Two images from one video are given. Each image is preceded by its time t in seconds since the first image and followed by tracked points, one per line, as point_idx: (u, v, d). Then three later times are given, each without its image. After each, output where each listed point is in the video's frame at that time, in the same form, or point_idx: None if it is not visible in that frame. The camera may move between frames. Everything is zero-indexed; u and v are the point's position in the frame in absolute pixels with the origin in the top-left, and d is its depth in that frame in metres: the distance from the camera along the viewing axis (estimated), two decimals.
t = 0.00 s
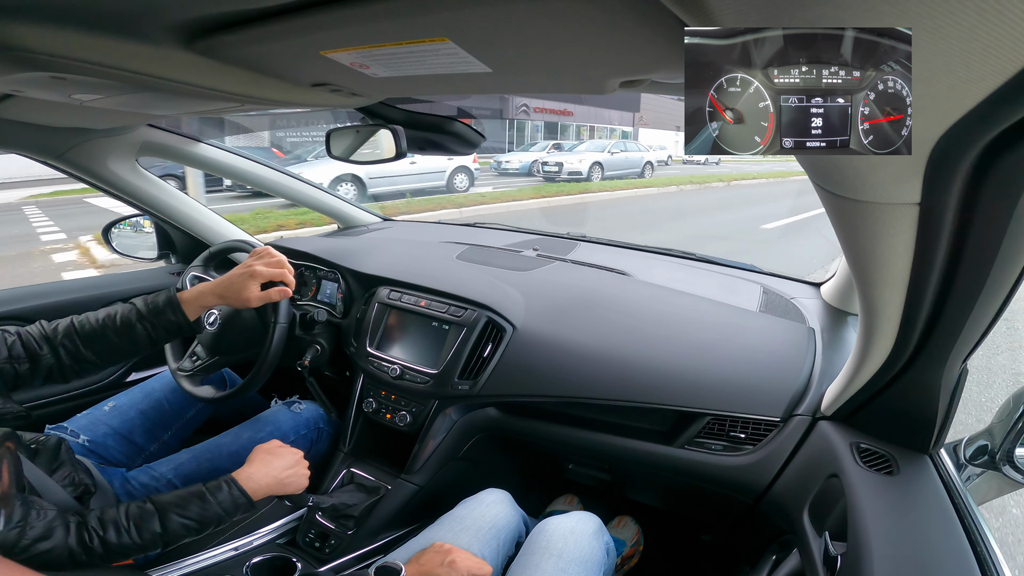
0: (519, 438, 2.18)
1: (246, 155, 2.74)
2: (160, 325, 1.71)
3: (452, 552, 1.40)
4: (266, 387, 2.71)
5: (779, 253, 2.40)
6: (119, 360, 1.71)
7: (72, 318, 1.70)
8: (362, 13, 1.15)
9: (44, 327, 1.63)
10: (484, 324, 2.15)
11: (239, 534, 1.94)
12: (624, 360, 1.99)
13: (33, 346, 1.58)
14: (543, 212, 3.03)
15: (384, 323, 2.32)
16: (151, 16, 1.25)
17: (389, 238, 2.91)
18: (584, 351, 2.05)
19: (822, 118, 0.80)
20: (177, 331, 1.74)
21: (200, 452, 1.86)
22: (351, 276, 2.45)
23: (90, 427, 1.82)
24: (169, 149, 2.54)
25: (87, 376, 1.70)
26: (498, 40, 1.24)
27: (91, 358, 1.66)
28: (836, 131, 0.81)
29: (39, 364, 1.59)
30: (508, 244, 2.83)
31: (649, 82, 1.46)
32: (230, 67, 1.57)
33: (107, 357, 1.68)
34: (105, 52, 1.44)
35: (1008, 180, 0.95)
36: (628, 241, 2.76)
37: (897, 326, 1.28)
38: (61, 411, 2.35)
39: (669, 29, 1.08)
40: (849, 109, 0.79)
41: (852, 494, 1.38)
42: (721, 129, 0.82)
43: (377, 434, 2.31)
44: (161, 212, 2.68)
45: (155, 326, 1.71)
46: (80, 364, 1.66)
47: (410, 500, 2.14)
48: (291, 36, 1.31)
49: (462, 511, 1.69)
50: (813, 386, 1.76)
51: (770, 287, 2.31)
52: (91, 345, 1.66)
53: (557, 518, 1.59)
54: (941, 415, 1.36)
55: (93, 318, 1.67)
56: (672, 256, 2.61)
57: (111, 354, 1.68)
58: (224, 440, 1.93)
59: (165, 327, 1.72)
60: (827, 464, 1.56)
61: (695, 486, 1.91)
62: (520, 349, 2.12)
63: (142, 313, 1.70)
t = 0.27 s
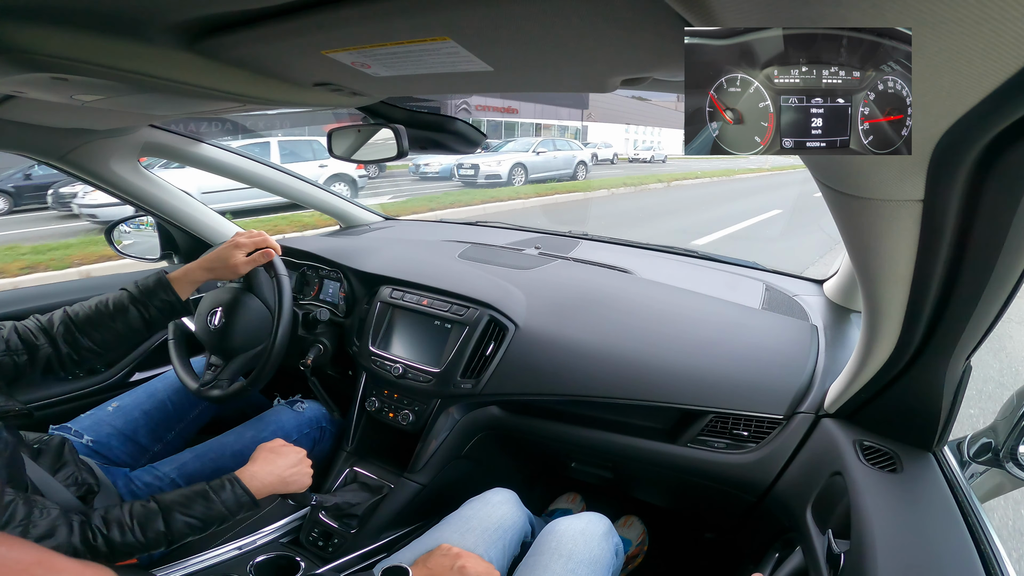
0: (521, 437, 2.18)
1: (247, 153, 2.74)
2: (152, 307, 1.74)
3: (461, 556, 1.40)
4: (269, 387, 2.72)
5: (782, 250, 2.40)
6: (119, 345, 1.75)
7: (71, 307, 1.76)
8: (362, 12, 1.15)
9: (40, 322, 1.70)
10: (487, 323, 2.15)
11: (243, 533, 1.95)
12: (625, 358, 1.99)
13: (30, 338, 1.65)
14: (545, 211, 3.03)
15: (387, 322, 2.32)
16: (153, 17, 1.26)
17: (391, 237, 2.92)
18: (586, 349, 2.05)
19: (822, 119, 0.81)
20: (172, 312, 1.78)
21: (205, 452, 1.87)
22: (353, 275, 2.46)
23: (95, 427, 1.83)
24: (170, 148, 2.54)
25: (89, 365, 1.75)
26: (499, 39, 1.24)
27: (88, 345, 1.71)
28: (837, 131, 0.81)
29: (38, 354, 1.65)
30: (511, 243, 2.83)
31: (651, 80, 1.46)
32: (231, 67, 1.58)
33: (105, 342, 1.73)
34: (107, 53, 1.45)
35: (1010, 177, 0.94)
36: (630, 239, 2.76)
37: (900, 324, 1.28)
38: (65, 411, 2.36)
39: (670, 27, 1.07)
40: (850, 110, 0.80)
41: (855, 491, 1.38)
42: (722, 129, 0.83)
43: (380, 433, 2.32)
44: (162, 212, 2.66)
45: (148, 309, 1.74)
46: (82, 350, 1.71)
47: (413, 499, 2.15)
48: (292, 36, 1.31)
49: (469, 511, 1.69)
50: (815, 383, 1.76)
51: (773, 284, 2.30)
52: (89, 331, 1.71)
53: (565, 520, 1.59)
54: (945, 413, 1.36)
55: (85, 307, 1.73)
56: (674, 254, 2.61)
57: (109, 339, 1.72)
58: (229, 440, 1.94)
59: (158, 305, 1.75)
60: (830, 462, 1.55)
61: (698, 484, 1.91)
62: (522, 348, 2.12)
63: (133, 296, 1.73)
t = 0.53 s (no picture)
0: (520, 440, 2.17)
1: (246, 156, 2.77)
2: (140, 307, 1.83)
3: (462, 556, 1.40)
4: (267, 390, 2.71)
5: (780, 253, 2.40)
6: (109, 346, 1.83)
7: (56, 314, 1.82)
8: (361, 15, 1.15)
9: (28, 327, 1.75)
10: (485, 325, 2.15)
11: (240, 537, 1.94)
12: (624, 360, 1.99)
13: (21, 342, 1.70)
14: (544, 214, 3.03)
15: (385, 324, 2.32)
16: (152, 19, 1.26)
17: (390, 240, 2.91)
18: (584, 351, 2.05)
19: (822, 119, 0.81)
20: (160, 311, 1.86)
21: (203, 456, 1.86)
22: (351, 278, 2.45)
23: (93, 432, 1.82)
24: (169, 152, 2.56)
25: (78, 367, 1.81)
26: (498, 41, 1.24)
27: (78, 347, 1.78)
28: (837, 131, 0.82)
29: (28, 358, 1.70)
30: (509, 245, 2.83)
31: (649, 82, 1.46)
32: (230, 69, 1.58)
33: (94, 344, 1.79)
34: (106, 55, 1.45)
35: (1008, 179, 0.95)
36: (629, 242, 2.76)
37: (898, 325, 1.28)
38: (62, 415, 2.35)
39: (669, 29, 1.08)
40: (849, 110, 0.80)
41: (854, 493, 1.38)
42: (722, 129, 0.84)
43: (378, 436, 2.31)
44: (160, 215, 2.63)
45: (136, 308, 1.82)
46: (74, 351, 1.77)
47: (411, 502, 2.14)
48: (291, 39, 1.31)
49: (476, 517, 1.68)
50: (814, 385, 1.76)
51: (771, 287, 2.31)
52: (79, 333, 1.77)
53: (581, 532, 1.59)
54: (944, 414, 1.36)
55: (74, 311, 1.78)
56: (672, 256, 2.61)
57: (100, 340, 1.80)
58: (226, 445, 1.93)
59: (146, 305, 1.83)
60: (829, 464, 1.55)
61: (697, 487, 1.91)
62: (521, 351, 2.12)
63: (120, 297, 1.81)
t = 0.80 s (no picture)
0: (518, 438, 2.18)
1: (241, 155, 2.74)
2: (125, 314, 1.81)
3: (425, 549, 1.42)
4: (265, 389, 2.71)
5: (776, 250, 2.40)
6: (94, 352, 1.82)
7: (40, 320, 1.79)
8: (357, 13, 1.15)
9: (16, 332, 1.73)
10: (483, 324, 2.14)
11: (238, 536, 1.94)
12: (621, 358, 1.99)
13: (8, 346, 1.69)
14: (541, 212, 3.03)
15: (382, 323, 2.32)
16: (147, 18, 1.25)
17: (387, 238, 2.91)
18: (582, 349, 2.05)
19: (822, 119, 0.83)
20: (144, 317, 1.85)
21: (202, 457, 1.86)
22: (348, 276, 2.45)
23: (90, 432, 1.81)
24: (165, 151, 2.53)
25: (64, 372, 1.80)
26: (495, 40, 1.23)
27: (65, 353, 1.76)
28: (837, 132, 0.83)
29: (15, 363, 1.68)
30: (506, 243, 2.83)
31: (646, 80, 1.46)
32: (225, 68, 1.57)
33: (80, 350, 1.78)
34: (100, 54, 1.44)
35: (1002, 175, 0.95)
36: (626, 240, 2.76)
37: (894, 323, 1.28)
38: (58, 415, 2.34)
39: (667, 26, 1.07)
40: (849, 110, 0.82)
41: (851, 490, 1.38)
42: (722, 129, 0.84)
43: (376, 435, 2.32)
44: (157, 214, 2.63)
45: (120, 315, 1.81)
46: (60, 357, 1.76)
47: (409, 500, 2.14)
48: (287, 37, 1.31)
49: (467, 513, 1.69)
50: (811, 383, 1.76)
51: (768, 284, 2.31)
52: (65, 339, 1.76)
53: (570, 527, 1.59)
54: (939, 410, 1.37)
55: (61, 317, 1.77)
56: (670, 254, 2.61)
57: (85, 347, 1.78)
58: (225, 444, 1.93)
59: (130, 312, 1.82)
60: (827, 461, 1.56)
61: (694, 484, 1.91)
62: (519, 349, 2.12)
63: (105, 304, 1.79)
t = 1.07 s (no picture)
0: (513, 437, 2.18)
1: (235, 154, 2.73)
2: (106, 327, 1.81)
3: (420, 551, 1.41)
4: (259, 389, 2.70)
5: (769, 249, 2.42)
6: (75, 366, 1.79)
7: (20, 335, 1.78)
8: (352, 12, 1.14)
9: None
10: (477, 323, 2.14)
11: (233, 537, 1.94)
12: (616, 357, 2.00)
13: None
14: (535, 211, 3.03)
15: (377, 323, 2.31)
16: (139, 17, 1.24)
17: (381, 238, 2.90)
18: (576, 349, 2.05)
19: (822, 119, 0.82)
20: (125, 329, 1.84)
21: (196, 459, 1.85)
22: (342, 276, 2.44)
23: (83, 433, 1.80)
24: (158, 150, 2.51)
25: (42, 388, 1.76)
26: (491, 39, 1.23)
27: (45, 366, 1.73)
28: (837, 131, 0.83)
29: None
30: (501, 243, 2.83)
31: (641, 80, 1.47)
32: (218, 67, 1.56)
33: (60, 364, 1.75)
34: (91, 53, 1.43)
35: (994, 176, 0.96)
36: (620, 239, 2.77)
37: (886, 322, 1.30)
38: (49, 416, 2.32)
39: (662, 27, 1.08)
40: (850, 110, 0.81)
41: (844, 489, 1.40)
42: (722, 129, 0.84)
43: (371, 435, 2.31)
44: (149, 215, 2.61)
45: (102, 327, 1.80)
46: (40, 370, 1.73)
47: (404, 501, 2.13)
48: (281, 37, 1.30)
49: (465, 514, 1.69)
50: (804, 381, 1.77)
51: (761, 283, 2.32)
52: (46, 353, 1.73)
53: (565, 527, 1.60)
54: (931, 409, 1.38)
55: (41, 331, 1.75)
56: (664, 253, 2.62)
57: (65, 360, 1.76)
58: (220, 447, 1.92)
59: (111, 324, 1.81)
60: (820, 460, 1.57)
61: (689, 483, 1.92)
62: (514, 348, 2.12)
63: (86, 317, 1.79)
